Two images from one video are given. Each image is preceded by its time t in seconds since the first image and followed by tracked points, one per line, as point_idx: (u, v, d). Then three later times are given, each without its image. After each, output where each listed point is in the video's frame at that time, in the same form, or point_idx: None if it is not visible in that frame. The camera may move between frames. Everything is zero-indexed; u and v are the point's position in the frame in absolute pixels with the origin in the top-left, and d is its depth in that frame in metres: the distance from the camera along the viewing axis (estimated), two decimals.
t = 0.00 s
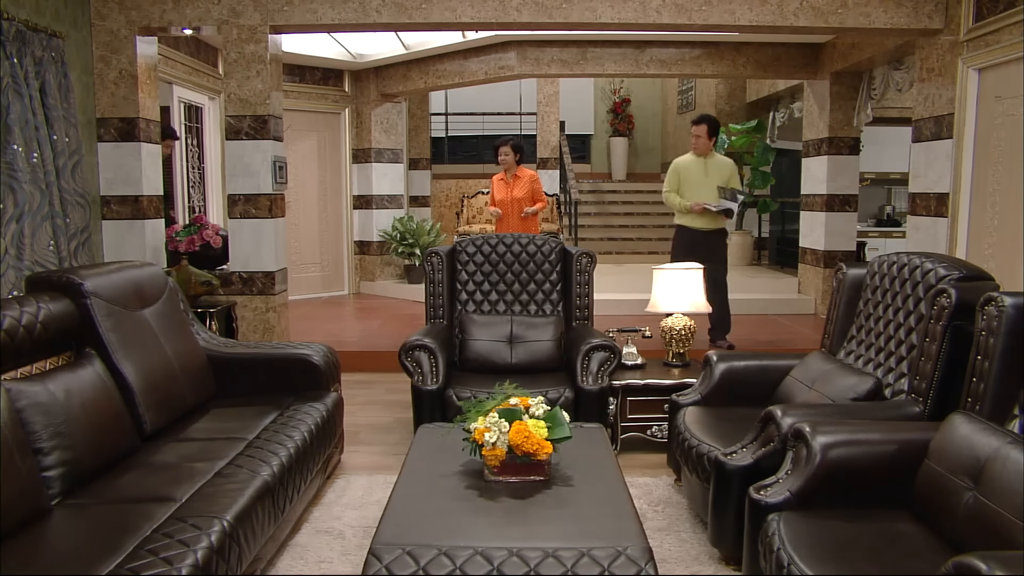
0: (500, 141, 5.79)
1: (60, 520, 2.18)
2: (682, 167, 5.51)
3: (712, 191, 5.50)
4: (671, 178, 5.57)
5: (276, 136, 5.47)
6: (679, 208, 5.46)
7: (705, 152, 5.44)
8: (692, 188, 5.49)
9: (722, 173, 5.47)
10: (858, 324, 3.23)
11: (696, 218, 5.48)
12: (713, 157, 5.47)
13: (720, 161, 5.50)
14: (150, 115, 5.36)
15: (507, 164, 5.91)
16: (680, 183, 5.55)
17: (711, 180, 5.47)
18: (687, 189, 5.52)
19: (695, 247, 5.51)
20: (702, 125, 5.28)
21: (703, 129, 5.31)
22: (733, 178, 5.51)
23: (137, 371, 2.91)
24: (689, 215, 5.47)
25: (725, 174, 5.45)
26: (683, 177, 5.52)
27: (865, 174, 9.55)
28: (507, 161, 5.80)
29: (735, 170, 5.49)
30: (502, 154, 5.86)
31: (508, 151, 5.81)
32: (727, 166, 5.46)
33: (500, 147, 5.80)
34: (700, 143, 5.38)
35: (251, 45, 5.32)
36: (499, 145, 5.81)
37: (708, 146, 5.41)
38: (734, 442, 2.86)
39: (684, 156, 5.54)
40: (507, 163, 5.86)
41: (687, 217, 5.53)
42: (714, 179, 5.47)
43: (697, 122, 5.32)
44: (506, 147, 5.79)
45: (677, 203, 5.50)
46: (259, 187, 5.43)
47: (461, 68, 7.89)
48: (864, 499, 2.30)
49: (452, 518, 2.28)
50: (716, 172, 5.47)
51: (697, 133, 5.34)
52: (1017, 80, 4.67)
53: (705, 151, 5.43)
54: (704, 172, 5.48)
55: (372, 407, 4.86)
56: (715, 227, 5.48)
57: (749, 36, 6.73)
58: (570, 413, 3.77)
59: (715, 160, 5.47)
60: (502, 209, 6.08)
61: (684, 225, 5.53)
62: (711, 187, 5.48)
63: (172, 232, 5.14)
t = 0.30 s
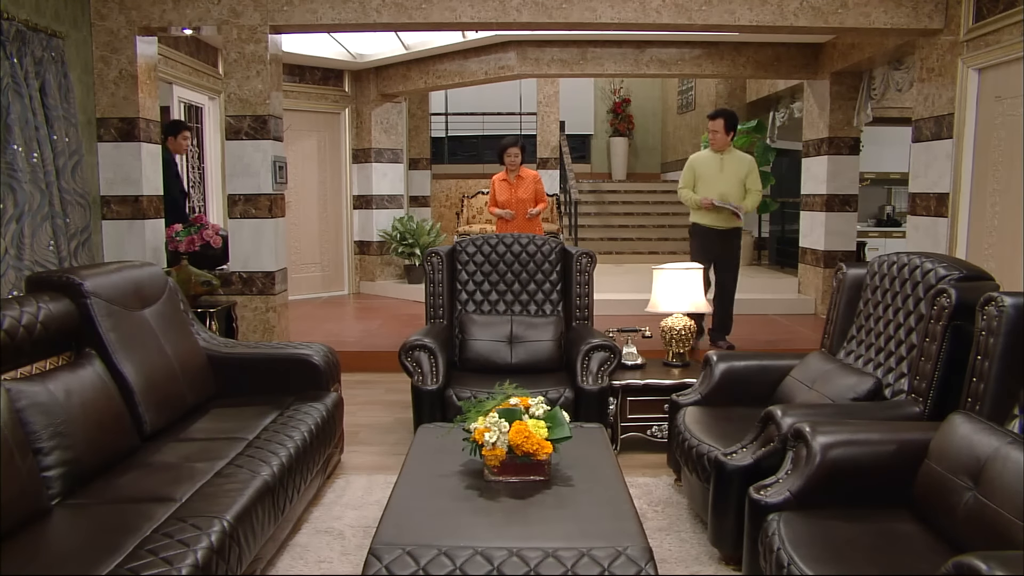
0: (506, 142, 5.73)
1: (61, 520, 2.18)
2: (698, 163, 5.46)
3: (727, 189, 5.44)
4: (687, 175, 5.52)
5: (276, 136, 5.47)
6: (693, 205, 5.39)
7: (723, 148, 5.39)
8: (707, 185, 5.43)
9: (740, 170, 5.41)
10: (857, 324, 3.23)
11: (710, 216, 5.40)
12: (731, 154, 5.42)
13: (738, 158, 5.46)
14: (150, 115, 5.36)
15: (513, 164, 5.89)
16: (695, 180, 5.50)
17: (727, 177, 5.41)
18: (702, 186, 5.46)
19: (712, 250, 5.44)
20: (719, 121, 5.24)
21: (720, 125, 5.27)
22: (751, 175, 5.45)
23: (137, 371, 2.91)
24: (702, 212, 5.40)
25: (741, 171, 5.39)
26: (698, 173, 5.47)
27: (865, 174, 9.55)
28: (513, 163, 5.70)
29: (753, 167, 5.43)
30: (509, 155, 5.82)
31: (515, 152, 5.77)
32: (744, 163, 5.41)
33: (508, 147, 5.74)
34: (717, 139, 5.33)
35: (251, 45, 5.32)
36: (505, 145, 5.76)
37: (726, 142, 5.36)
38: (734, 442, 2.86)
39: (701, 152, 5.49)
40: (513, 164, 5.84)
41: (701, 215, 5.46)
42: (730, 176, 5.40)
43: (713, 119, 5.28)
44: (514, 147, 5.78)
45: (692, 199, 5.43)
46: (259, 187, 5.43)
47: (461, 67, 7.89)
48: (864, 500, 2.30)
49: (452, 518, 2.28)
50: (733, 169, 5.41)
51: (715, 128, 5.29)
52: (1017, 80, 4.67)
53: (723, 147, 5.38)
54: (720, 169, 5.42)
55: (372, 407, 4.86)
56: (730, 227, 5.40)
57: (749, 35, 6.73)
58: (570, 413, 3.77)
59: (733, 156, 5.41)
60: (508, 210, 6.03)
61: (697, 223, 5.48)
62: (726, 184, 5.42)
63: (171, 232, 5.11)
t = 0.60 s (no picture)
0: (519, 145, 5.59)
1: (61, 520, 2.18)
2: (705, 173, 5.15)
3: (737, 199, 5.15)
4: (693, 185, 5.19)
5: (276, 136, 5.47)
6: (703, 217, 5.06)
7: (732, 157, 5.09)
8: (716, 195, 5.12)
9: (751, 179, 5.14)
10: (857, 324, 3.23)
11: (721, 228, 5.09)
12: (739, 162, 5.14)
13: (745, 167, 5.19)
14: (150, 115, 5.36)
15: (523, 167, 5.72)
16: (702, 190, 5.18)
17: (737, 187, 5.11)
18: (710, 196, 5.15)
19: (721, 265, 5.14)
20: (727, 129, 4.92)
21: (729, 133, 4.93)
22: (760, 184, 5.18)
23: (137, 371, 2.91)
24: (711, 224, 5.08)
25: (752, 180, 5.11)
26: (706, 183, 5.15)
27: (865, 174, 9.55)
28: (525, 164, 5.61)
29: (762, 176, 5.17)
30: (521, 158, 5.70)
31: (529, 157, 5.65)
32: (754, 172, 5.14)
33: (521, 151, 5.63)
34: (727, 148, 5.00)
35: (251, 45, 5.32)
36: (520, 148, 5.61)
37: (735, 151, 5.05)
38: (734, 442, 2.86)
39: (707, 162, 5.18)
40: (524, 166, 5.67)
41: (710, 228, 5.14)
42: (740, 186, 5.11)
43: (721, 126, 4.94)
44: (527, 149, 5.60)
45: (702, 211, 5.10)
46: (259, 187, 5.43)
47: (461, 67, 7.89)
48: (864, 500, 2.30)
49: (452, 518, 2.28)
50: (743, 178, 5.13)
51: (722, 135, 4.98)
52: (1017, 80, 4.67)
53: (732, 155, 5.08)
54: (730, 179, 5.12)
55: (372, 407, 4.86)
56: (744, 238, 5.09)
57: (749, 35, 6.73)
58: (570, 413, 3.77)
59: (742, 165, 5.14)
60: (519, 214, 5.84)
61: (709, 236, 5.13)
62: (737, 194, 5.12)
63: (171, 232, 5.10)
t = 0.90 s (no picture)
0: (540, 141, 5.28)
1: (60, 520, 2.18)
2: (715, 183, 4.80)
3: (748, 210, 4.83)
4: (702, 196, 4.83)
5: (276, 136, 5.47)
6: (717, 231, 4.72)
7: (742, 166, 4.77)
8: (728, 207, 4.79)
9: (762, 188, 4.83)
10: (858, 324, 3.23)
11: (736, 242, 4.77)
12: (749, 170, 4.83)
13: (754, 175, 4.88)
14: (150, 115, 5.37)
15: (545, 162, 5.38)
16: (711, 202, 4.84)
17: (748, 198, 4.80)
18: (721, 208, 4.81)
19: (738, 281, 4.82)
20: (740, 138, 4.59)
21: (740, 141, 4.60)
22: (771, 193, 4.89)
23: (137, 371, 2.91)
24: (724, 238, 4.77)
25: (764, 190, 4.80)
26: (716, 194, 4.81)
27: (865, 174, 9.55)
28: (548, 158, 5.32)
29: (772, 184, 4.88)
30: (543, 154, 5.35)
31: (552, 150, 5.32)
32: (765, 180, 4.84)
33: (545, 144, 5.28)
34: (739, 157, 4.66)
35: (251, 45, 5.32)
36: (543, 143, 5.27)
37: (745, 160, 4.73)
38: (734, 442, 2.86)
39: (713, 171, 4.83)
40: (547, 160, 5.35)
41: (722, 242, 4.82)
42: (752, 196, 4.80)
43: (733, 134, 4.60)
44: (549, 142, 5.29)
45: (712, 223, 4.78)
46: (259, 187, 5.44)
47: (461, 67, 7.89)
48: (864, 500, 2.30)
49: (452, 518, 2.28)
50: (754, 187, 4.82)
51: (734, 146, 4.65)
52: (1017, 80, 4.67)
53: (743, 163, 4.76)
54: (740, 189, 4.80)
55: (372, 407, 4.86)
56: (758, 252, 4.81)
57: (749, 35, 6.73)
58: (570, 413, 3.77)
59: (753, 173, 4.82)
60: (543, 214, 5.45)
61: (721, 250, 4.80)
62: (749, 205, 4.81)
63: (171, 232, 5.10)
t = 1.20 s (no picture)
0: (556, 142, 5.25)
1: (60, 520, 2.18)
2: (737, 186, 4.51)
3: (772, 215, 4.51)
4: (722, 199, 4.56)
5: (276, 136, 5.47)
6: (735, 237, 4.43)
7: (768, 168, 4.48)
8: (750, 212, 4.49)
9: (789, 192, 4.52)
10: (858, 324, 3.23)
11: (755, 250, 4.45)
12: (775, 174, 4.53)
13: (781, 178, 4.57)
14: (150, 115, 5.37)
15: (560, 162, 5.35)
16: (731, 206, 4.56)
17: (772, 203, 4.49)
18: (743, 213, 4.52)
19: (752, 294, 4.52)
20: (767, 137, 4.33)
21: (766, 140, 4.38)
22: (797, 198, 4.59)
23: (137, 371, 2.91)
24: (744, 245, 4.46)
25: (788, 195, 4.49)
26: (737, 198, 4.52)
27: (865, 174, 9.55)
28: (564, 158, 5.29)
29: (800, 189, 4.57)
30: (558, 156, 5.32)
31: (566, 151, 5.28)
32: (792, 184, 4.53)
33: (558, 146, 5.25)
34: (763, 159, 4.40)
35: (251, 45, 5.32)
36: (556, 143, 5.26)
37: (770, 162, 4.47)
38: (734, 442, 2.86)
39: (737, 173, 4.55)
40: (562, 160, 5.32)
41: (741, 249, 4.52)
42: (777, 202, 4.49)
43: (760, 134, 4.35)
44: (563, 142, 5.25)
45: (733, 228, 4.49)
46: (259, 187, 5.44)
47: (461, 67, 7.89)
48: (864, 500, 2.30)
49: (452, 518, 2.28)
50: (779, 191, 4.51)
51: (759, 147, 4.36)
52: (1017, 81, 4.67)
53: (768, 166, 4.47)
54: (764, 193, 4.49)
55: (372, 407, 4.86)
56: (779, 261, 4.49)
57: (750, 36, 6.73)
58: (570, 413, 3.77)
59: (780, 176, 4.52)
60: (555, 214, 5.42)
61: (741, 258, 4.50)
62: (773, 210, 4.50)
63: (171, 232, 5.11)
